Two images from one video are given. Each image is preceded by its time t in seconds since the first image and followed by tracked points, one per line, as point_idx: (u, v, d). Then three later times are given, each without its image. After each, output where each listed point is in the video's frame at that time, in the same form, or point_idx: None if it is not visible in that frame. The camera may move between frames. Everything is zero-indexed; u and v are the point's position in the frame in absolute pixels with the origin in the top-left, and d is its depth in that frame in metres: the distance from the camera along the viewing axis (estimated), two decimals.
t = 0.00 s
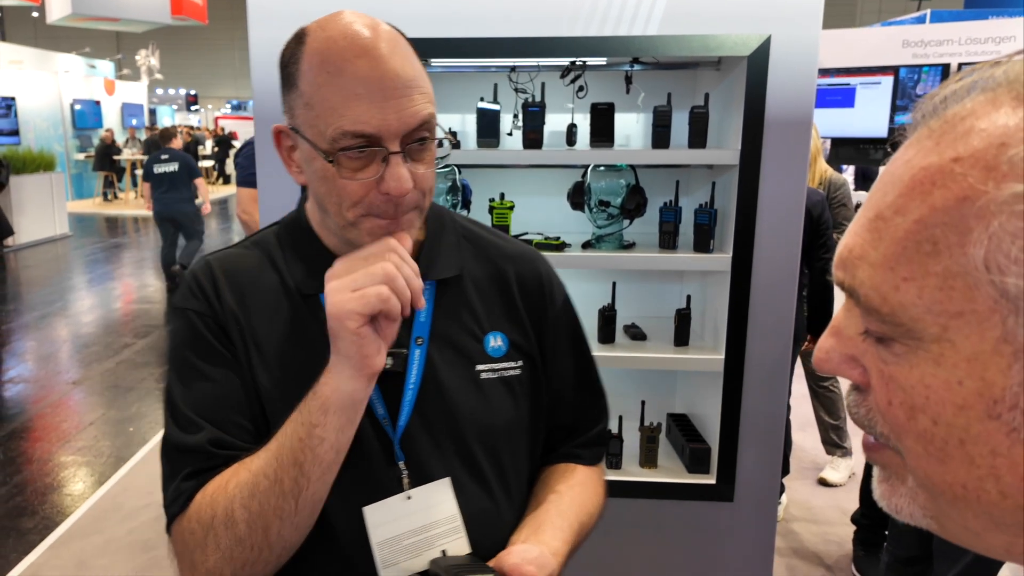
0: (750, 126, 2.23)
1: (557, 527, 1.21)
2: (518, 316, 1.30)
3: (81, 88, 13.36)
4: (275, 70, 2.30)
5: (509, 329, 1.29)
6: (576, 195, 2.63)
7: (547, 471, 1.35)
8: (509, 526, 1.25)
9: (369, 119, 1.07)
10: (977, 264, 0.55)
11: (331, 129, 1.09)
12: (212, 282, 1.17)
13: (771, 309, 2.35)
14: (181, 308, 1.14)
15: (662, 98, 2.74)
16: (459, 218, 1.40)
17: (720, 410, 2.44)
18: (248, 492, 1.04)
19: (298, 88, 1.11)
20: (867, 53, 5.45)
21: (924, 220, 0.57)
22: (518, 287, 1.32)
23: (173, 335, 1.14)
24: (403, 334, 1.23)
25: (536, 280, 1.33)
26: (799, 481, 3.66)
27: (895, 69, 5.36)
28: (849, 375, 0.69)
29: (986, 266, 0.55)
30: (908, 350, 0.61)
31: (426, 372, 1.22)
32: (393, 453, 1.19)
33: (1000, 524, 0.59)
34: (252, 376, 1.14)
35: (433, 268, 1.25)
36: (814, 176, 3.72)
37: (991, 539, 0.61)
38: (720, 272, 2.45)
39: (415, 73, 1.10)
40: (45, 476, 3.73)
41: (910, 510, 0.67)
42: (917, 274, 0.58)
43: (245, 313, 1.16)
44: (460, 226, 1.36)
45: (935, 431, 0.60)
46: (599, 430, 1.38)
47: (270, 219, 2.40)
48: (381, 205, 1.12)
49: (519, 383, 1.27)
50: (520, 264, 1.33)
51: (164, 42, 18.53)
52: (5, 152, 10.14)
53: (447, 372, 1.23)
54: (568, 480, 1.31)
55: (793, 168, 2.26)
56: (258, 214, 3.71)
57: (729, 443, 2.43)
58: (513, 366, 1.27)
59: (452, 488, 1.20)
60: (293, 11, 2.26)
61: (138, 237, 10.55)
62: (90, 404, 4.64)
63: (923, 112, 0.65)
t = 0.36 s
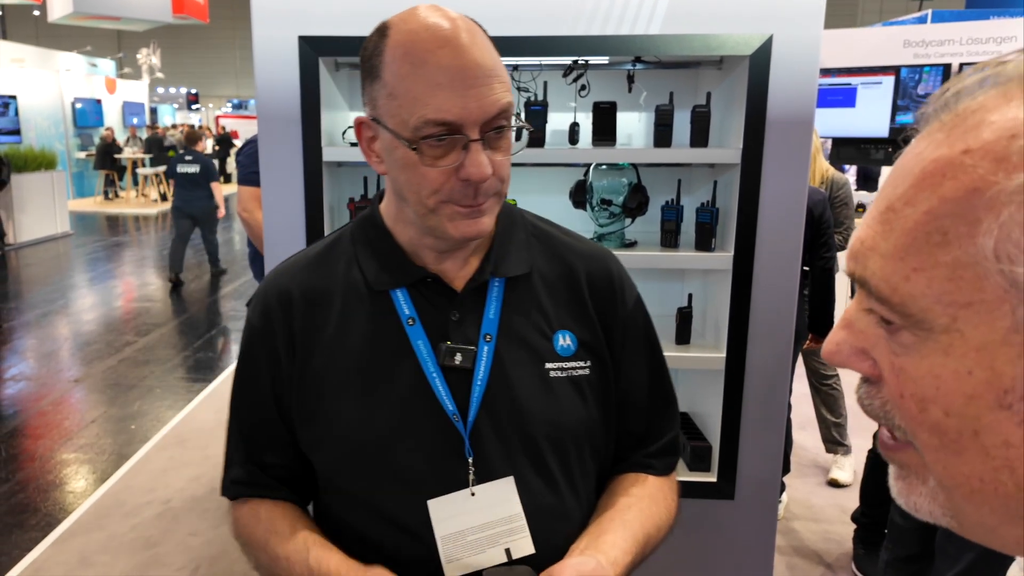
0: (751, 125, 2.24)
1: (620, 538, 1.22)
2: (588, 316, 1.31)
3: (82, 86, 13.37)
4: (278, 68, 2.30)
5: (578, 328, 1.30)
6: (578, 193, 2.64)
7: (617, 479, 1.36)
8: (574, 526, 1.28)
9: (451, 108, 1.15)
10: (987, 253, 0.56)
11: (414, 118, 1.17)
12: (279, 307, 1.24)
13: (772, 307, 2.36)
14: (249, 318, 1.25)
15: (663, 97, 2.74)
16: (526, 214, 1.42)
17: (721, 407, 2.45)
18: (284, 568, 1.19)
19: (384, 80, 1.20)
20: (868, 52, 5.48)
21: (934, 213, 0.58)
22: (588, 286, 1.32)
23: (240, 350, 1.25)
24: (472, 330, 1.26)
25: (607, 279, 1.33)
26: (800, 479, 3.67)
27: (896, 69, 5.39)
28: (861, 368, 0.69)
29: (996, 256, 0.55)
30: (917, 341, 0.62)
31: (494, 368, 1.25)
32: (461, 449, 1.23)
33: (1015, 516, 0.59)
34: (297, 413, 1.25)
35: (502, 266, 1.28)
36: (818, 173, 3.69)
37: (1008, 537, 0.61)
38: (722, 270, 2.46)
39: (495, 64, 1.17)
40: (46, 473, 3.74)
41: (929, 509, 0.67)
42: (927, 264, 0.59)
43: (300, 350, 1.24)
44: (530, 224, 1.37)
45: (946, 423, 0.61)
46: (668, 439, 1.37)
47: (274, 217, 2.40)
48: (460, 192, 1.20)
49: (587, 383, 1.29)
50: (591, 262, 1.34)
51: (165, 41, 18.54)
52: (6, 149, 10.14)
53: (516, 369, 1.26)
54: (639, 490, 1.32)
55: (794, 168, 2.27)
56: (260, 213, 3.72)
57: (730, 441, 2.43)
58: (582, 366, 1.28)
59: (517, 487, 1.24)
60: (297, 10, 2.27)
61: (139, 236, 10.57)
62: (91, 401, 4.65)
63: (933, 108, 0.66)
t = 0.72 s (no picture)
0: (753, 123, 2.24)
1: (648, 541, 1.22)
2: (624, 315, 1.31)
3: (82, 84, 13.37)
4: (279, 65, 2.30)
5: (613, 328, 1.30)
6: (579, 191, 2.64)
7: (653, 483, 1.37)
8: (607, 529, 1.27)
9: (485, 94, 1.15)
10: None
11: (449, 106, 1.17)
12: (312, 306, 1.27)
13: (773, 305, 2.36)
14: (281, 316, 1.28)
15: (666, 94, 2.73)
16: (563, 211, 1.43)
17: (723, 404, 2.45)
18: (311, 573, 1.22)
19: (418, 70, 1.21)
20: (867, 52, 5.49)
21: None
22: (624, 285, 1.32)
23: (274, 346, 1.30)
24: (504, 326, 1.26)
25: (644, 279, 1.33)
26: (801, 478, 3.67)
27: (897, 69, 5.37)
28: (904, 296, 0.48)
29: None
30: (999, 260, 0.41)
31: (526, 365, 1.26)
32: (493, 446, 1.24)
33: None
34: (327, 412, 1.28)
35: (536, 262, 1.28)
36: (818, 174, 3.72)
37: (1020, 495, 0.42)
38: (723, 268, 2.47)
39: (530, 50, 1.17)
40: (46, 470, 3.74)
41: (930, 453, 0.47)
42: None
43: (330, 350, 1.27)
44: (566, 222, 1.38)
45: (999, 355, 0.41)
46: (704, 445, 1.37)
47: (274, 214, 2.40)
48: (494, 179, 1.20)
49: (622, 383, 1.29)
50: (627, 262, 1.33)
51: (165, 39, 18.53)
52: (6, 147, 10.14)
53: (549, 367, 1.26)
54: (671, 494, 1.32)
55: (797, 166, 2.26)
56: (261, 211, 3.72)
57: (732, 439, 2.44)
58: (617, 365, 1.28)
59: (547, 487, 1.25)
60: (298, 5, 2.26)
61: (138, 234, 10.57)
62: (91, 399, 4.65)
63: None
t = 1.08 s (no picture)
0: (753, 123, 2.26)
1: (658, 531, 1.24)
2: (634, 309, 1.33)
3: (80, 83, 13.36)
4: (283, 64, 2.32)
5: (624, 321, 1.32)
6: (580, 190, 2.66)
7: (657, 478, 1.37)
8: (617, 518, 1.29)
9: (496, 85, 1.18)
10: None
11: (461, 98, 1.20)
12: (328, 296, 1.29)
13: (773, 303, 2.38)
14: (297, 306, 1.30)
15: (666, 94, 2.75)
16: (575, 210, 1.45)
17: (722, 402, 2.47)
18: (312, 552, 1.25)
19: (430, 67, 1.23)
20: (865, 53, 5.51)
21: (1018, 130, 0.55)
22: (635, 281, 1.34)
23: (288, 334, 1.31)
24: (518, 317, 1.28)
25: (655, 276, 1.35)
26: (799, 477, 3.69)
27: (894, 69, 5.40)
28: (903, 286, 0.67)
29: None
30: (978, 252, 0.58)
31: (539, 357, 1.28)
32: (506, 435, 1.26)
33: None
34: (340, 401, 1.30)
35: (550, 255, 1.31)
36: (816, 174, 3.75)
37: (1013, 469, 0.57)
38: (723, 267, 2.49)
39: (537, 40, 1.19)
40: (47, 468, 3.74)
41: (929, 435, 0.65)
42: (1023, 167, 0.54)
43: (344, 339, 1.29)
44: (578, 219, 1.40)
45: (982, 338, 0.58)
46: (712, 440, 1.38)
47: (277, 212, 2.41)
48: (508, 168, 1.22)
49: (632, 376, 1.30)
50: (638, 258, 1.36)
51: (163, 39, 18.52)
52: (4, 146, 10.12)
53: (561, 358, 1.28)
54: (677, 485, 1.34)
55: (797, 166, 2.28)
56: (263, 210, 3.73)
57: (731, 437, 2.45)
58: (628, 359, 1.30)
59: (559, 477, 1.26)
60: (302, 5, 2.28)
61: (137, 233, 10.57)
62: (91, 398, 4.65)
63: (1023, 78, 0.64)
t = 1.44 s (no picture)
0: (753, 126, 2.25)
1: (635, 532, 1.24)
2: (619, 310, 1.34)
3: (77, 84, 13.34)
4: (282, 66, 2.31)
5: (609, 322, 1.33)
6: (580, 193, 2.65)
7: (635, 479, 1.39)
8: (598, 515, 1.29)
9: (488, 82, 1.18)
10: None
11: (454, 96, 1.20)
12: (320, 292, 1.29)
13: (772, 306, 2.37)
14: (286, 302, 1.29)
15: (666, 96, 2.75)
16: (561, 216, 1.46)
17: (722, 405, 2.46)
18: (302, 546, 1.23)
19: (423, 66, 1.23)
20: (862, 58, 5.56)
21: None
22: (619, 283, 1.36)
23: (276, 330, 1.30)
24: (507, 315, 1.29)
25: (638, 280, 1.37)
26: (797, 479, 3.69)
27: (891, 73, 5.38)
28: (953, 244, 0.69)
29: None
30: None
31: (526, 355, 1.28)
32: (493, 430, 1.25)
33: None
34: (329, 398, 1.29)
35: (539, 255, 1.31)
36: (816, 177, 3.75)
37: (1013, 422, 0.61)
38: (722, 269, 2.49)
39: (528, 41, 1.20)
40: (42, 471, 3.72)
41: (948, 392, 0.68)
42: None
43: (334, 336, 1.28)
44: (564, 224, 1.42)
45: (1013, 297, 0.60)
46: (689, 441, 1.41)
47: (276, 214, 2.40)
48: (499, 165, 1.22)
49: (616, 375, 1.31)
50: (622, 261, 1.38)
51: (160, 40, 18.49)
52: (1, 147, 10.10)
53: (548, 356, 1.28)
54: (655, 485, 1.36)
55: (796, 169, 2.28)
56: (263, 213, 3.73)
57: (730, 440, 2.45)
58: (611, 359, 1.31)
59: (544, 474, 1.25)
60: (302, 6, 2.27)
61: (133, 235, 10.55)
62: (87, 400, 4.63)
63: None
